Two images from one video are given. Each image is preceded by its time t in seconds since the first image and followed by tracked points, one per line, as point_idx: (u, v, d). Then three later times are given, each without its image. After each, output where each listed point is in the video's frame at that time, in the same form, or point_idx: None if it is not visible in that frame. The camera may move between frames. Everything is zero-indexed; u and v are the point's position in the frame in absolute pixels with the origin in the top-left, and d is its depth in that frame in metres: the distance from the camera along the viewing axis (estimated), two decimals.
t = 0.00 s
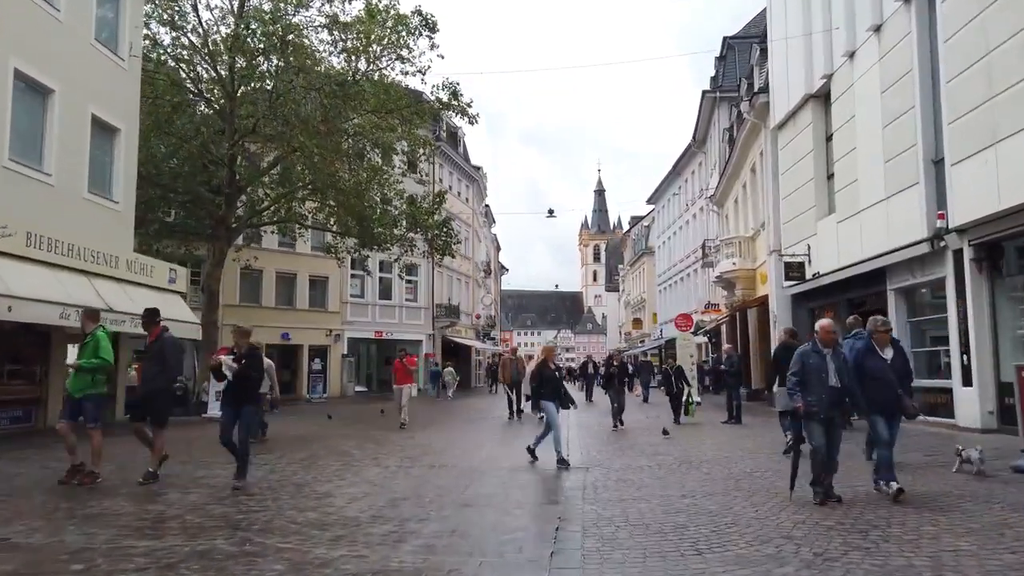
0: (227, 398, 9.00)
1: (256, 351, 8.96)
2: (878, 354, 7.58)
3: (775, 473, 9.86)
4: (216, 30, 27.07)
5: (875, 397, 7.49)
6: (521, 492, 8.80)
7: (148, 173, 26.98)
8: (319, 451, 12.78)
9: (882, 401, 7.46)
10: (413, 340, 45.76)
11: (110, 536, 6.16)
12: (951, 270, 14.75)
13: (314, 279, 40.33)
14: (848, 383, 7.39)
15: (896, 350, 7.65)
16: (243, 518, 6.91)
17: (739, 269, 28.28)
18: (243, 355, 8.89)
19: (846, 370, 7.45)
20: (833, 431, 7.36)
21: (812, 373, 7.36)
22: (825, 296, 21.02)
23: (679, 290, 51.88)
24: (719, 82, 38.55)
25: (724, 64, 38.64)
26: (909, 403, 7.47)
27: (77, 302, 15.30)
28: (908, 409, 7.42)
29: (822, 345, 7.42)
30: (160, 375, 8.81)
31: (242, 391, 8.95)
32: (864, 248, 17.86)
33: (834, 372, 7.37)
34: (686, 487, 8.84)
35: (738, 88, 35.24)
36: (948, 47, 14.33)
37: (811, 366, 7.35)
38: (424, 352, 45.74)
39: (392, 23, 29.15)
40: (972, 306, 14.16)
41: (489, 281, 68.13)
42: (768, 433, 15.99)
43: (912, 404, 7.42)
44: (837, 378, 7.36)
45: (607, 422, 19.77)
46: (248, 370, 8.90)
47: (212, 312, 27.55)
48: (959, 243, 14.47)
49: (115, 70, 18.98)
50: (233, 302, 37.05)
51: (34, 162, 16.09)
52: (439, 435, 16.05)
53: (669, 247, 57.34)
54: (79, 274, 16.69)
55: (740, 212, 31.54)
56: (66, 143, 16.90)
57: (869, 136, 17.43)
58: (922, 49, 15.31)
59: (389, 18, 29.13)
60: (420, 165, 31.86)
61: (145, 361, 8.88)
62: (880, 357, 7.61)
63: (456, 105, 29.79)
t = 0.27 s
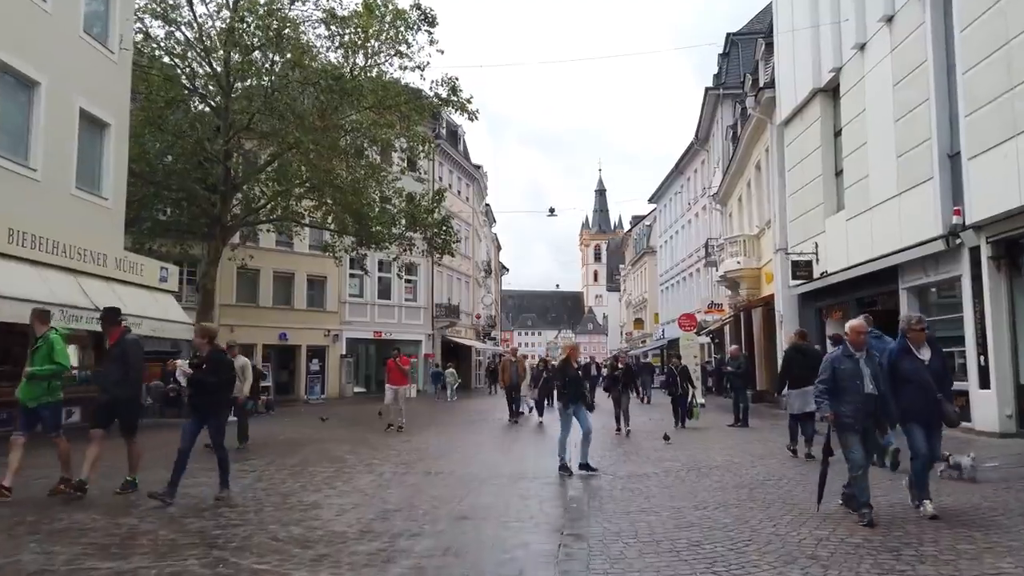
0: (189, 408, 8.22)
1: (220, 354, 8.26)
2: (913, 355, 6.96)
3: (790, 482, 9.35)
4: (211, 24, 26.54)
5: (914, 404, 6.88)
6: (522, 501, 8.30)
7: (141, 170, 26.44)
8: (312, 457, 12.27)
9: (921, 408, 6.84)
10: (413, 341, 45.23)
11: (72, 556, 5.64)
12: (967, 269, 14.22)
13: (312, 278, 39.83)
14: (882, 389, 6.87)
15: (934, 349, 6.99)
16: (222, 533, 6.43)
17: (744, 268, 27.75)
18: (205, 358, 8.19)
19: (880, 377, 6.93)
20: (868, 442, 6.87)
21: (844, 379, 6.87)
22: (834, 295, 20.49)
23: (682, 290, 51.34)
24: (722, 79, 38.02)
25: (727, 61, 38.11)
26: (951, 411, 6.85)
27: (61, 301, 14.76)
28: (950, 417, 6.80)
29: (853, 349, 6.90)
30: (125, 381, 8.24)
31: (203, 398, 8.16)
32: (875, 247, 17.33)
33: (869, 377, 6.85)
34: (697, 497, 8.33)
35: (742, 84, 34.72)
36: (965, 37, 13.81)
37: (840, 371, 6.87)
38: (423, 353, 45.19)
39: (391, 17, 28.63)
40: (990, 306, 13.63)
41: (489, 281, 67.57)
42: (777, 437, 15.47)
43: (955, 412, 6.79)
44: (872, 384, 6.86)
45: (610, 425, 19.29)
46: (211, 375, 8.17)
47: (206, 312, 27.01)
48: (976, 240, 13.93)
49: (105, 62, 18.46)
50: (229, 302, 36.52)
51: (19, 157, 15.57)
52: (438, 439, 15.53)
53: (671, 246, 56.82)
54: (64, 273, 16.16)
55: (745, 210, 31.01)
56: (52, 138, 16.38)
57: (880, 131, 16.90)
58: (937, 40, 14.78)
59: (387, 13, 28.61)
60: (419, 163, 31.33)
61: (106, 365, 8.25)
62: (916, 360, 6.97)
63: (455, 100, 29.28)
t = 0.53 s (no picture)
0: (134, 406, 7.52)
1: (168, 345, 7.63)
2: (958, 347, 6.36)
3: (805, 484, 8.85)
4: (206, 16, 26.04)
5: (962, 401, 6.23)
6: (523, 506, 7.81)
7: (134, 166, 25.92)
8: (303, 458, 11.78)
9: (971, 406, 6.20)
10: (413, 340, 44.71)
11: (28, 567, 5.16)
12: (984, 263, 13.71)
13: (310, 277, 39.36)
14: (926, 384, 6.28)
15: (981, 341, 6.37)
16: (197, 542, 5.96)
17: (749, 265, 27.22)
18: (153, 350, 7.56)
19: (924, 369, 6.34)
20: (914, 441, 6.28)
21: (886, 373, 6.31)
22: (842, 291, 19.98)
23: (684, 289, 50.81)
24: (726, 74, 37.52)
25: (731, 56, 37.60)
26: (1004, 407, 6.15)
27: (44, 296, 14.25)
28: (1002, 414, 6.14)
29: (894, 340, 6.40)
30: (77, 381, 7.59)
31: (149, 392, 7.45)
32: (887, 242, 16.81)
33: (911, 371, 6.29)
34: (708, 501, 7.83)
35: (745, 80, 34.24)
36: (982, 22, 13.28)
37: (881, 365, 6.34)
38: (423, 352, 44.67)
39: (389, 9, 28.13)
40: (1009, 302, 13.11)
41: (489, 280, 67.04)
42: (786, 437, 14.97)
43: (1008, 409, 6.11)
44: (915, 378, 6.28)
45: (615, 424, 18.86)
46: (160, 367, 7.52)
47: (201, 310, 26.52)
48: (995, 233, 13.40)
49: (94, 53, 17.94)
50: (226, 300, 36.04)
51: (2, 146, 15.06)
52: (435, 439, 15.04)
53: (673, 245, 56.34)
54: (49, 267, 15.64)
55: (749, 207, 30.52)
56: (38, 128, 15.86)
57: (893, 122, 16.37)
58: (953, 26, 14.27)
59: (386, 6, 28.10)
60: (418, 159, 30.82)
61: (53, 360, 7.58)
62: (959, 352, 6.33)
63: (455, 95, 28.78)
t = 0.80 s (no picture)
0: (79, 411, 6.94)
1: (116, 345, 7.07)
2: None
3: (826, 495, 8.33)
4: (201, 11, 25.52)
5: None
6: (526, 521, 7.30)
7: (127, 162, 25.39)
8: (295, 465, 11.26)
9: None
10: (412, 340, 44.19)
11: None
12: (1004, 261, 13.20)
13: (308, 276, 38.86)
14: (996, 394, 5.69)
15: None
16: (170, 564, 5.48)
17: (755, 264, 26.72)
18: (102, 351, 6.99)
19: (992, 376, 5.74)
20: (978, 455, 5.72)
21: (950, 380, 5.73)
22: (852, 291, 19.45)
23: (687, 289, 50.28)
24: (730, 71, 37.00)
25: (735, 52, 37.08)
26: None
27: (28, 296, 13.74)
28: None
29: (960, 344, 5.78)
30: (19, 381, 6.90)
31: (95, 396, 6.87)
32: (900, 240, 16.31)
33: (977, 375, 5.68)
34: (722, 515, 7.34)
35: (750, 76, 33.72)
36: (1003, 10, 12.78)
37: (945, 372, 5.76)
38: (422, 352, 44.15)
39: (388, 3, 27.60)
40: None
41: (489, 280, 66.48)
42: (797, 442, 14.45)
43: None
44: (981, 386, 5.67)
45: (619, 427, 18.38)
46: (108, 369, 6.95)
47: (197, 311, 26.01)
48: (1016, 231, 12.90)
49: (83, 47, 17.42)
50: (223, 300, 35.53)
51: None
52: (434, 444, 14.52)
53: (676, 245, 55.79)
54: (34, 265, 15.12)
55: (754, 205, 30.01)
56: (24, 122, 15.35)
57: (906, 115, 15.88)
58: (971, 16, 13.77)
59: None
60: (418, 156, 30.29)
61: None
62: None
63: (455, 91, 28.29)
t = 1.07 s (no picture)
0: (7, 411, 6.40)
1: (55, 343, 6.48)
2: None
3: (850, 500, 7.83)
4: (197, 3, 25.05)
5: None
6: (532, 528, 6.80)
7: (121, 157, 24.88)
8: (289, 466, 10.77)
9: None
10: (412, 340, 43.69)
11: None
12: None
13: (307, 275, 38.38)
14: None
15: None
16: None
17: (762, 262, 26.22)
18: (40, 349, 6.41)
19: None
20: None
21: None
22: (864, 288, 18.94)
23: (690, 288, 49.79)
24: (734, 67, 36.52)
25: (739, 48, 36.60)
26: None
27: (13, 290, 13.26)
28: None
29: None
30: None
31: (33, 402, 6.35)
32: (915, 234, 15.81)
33: None
34: (743, 522, 6.85)
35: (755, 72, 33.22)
36: None
37: None
38: (423, 352, 43.65)
39: None
40: None
41: (490, 280, 65.97)
42: (810, 442, 13.95)
43: None
44: None
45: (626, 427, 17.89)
46: (48, 373, 6.38)
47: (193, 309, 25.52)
48: None
49: (74, 36, 16.94)
50: (221, 298, 35.06)
51: None
52: (435, 445, 14.07)
53: (678, 244, 55.31)
54: (21, 260, 14.65)
55: (760, 202, 29.52)
56: (11, 112, 14.87)
57: (921, 106, 15.39)
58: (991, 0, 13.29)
59: None
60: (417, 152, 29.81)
61: None
62: None
63: (455, 85, 27.81)
